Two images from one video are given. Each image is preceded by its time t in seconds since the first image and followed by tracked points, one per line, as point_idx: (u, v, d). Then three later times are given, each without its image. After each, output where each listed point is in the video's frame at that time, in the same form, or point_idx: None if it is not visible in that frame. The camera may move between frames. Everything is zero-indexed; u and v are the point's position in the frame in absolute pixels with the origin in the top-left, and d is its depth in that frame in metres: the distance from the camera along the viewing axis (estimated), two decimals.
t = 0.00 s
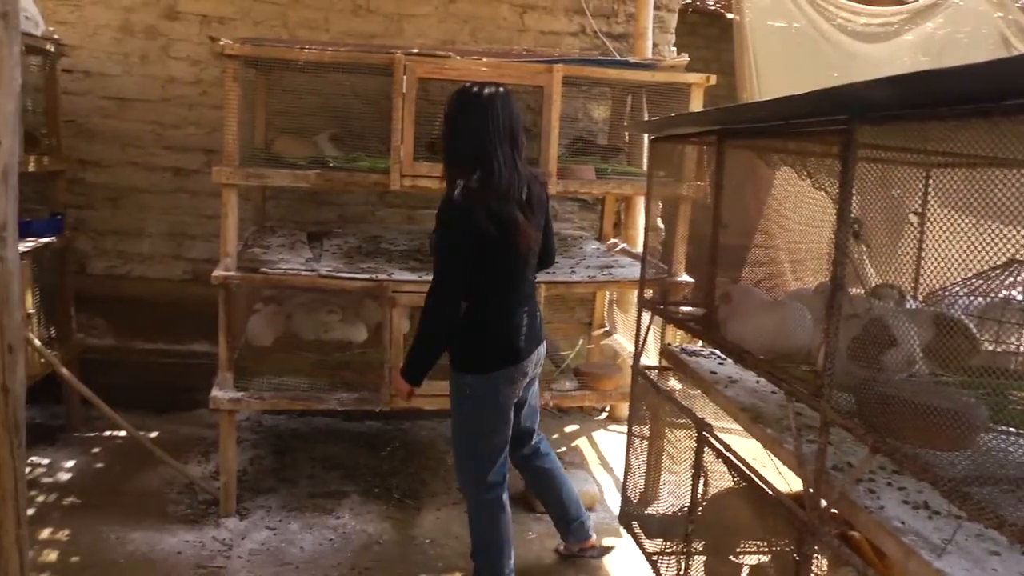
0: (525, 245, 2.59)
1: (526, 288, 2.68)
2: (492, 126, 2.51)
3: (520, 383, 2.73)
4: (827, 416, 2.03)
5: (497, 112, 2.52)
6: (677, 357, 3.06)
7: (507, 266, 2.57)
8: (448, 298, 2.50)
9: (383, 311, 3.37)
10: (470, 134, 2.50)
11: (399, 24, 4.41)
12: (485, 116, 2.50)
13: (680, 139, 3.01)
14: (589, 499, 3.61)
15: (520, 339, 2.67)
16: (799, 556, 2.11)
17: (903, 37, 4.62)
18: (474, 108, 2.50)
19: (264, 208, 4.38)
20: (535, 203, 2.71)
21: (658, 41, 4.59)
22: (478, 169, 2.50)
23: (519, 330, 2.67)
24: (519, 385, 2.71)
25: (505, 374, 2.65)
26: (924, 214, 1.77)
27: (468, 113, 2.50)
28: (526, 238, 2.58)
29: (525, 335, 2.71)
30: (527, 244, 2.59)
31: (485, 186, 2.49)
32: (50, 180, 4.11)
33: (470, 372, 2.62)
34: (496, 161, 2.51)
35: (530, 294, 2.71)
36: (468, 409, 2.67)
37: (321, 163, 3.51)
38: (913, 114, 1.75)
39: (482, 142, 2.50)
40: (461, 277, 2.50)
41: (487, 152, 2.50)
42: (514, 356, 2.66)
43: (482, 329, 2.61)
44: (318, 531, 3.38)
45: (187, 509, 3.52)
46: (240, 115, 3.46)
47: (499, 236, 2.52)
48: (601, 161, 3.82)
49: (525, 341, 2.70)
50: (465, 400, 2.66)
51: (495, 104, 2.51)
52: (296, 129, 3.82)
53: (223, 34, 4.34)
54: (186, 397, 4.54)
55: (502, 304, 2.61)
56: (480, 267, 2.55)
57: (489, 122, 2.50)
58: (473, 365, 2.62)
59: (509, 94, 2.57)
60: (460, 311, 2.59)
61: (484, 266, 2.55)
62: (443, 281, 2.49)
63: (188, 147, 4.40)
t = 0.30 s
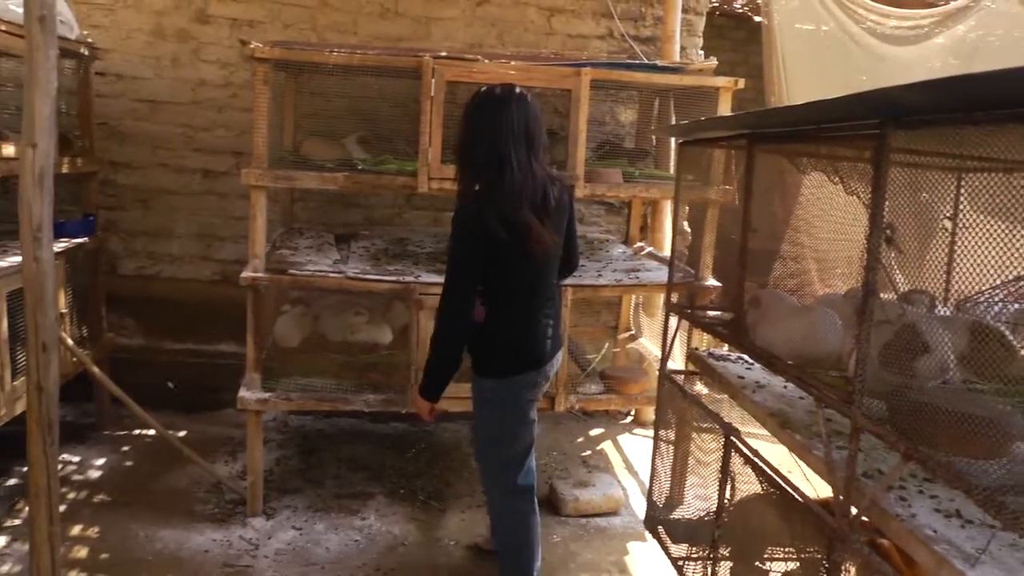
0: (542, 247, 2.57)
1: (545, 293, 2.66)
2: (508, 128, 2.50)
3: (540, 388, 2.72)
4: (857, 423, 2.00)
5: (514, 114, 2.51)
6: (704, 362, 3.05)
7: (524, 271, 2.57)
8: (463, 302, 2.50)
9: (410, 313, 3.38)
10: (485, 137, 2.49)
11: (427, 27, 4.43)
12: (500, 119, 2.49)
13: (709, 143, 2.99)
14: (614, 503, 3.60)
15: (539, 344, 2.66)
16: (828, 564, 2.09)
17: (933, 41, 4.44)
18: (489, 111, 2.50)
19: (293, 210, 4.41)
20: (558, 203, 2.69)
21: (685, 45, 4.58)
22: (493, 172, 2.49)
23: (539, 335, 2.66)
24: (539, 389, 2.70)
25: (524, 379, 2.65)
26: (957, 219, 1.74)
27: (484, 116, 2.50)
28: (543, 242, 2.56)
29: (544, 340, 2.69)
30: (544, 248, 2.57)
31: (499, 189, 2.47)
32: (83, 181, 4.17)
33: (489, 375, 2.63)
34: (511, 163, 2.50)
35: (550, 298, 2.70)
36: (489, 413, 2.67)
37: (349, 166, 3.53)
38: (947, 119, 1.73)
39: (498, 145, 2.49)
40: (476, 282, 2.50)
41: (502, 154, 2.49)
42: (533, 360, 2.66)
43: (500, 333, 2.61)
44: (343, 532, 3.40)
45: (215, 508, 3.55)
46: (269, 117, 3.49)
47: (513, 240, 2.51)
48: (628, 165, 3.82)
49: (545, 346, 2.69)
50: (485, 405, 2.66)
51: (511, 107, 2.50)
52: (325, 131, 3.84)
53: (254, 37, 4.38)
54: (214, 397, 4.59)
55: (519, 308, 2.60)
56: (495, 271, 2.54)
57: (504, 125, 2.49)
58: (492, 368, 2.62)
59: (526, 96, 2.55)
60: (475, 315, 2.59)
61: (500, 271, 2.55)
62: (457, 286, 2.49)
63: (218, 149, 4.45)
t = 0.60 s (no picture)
0: (561, 251, 2.56)
1: (562, 297, 2.66)
2: (529, 132, 2.50)
3: (557, 391, 2.71)
4: (884, 428, 1.97)
5: (536, 119, 2.51)
6: (728, 366, 3.03)
7: (542, 274, 2.56)
8: (480, 305, 2.50)
9: (433, 315, 3.39)
10: (505, 140, 2.49)
11: (451, 29, 4.44)
12: (522, 123, 2.49)
13: (735, 146, 2.98)
14: (636, 507, 3.58)
15: (556, 348, 2.66)
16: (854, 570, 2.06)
17: (962, 43, 4.37)
18: (510, 115, 2.51)
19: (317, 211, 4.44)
20: (578, 208, 2.68)
21: (710, 47, 4.56)
22: (512, 176, 2.49)
23: (556, 339, 2.66)
24: (556, 393, 2.69)
25: (541, 382, 2.64)
26: (989, 224, 1.71)
27: (506, 120, 2.50)
28: (562, 246, 2.56)
29: (561, 344, 2.69)
30: (562, 252, 2.57)
31: (518, 193, 2.47)
32: (110, 182, 4.21)
33: (506, 378, 2.63)
34: (531, 166, 2.50)
35: (567, 302, 2.69)
36: (507, 414, 2.67)
37: (374, 168, 3.54)
38: (981, 121, 1.70)
39: (518, 148, 2.49)
40: (493, 285, 2.50)
41: (523, 158, 2.49)
42: (551, 363, 2.65)
43: (517, 336, 2.60)
44: (365, 533, 3.41)
45: (238, 507, 3.58)
46: (294, 119, 3.51)
47: (531, 243, 2.51)
48: (652, 168, 3.80)
49: (562, 349, 2.68)
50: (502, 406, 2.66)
51: (533, 110, 2.50)
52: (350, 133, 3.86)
53: (279, 40, 4.41)
54: (238, 397, 4.62)
55: (535, 312, 2.60)
56: (513, 274, 2.54)
57: (526, 128, 2.50)
58: (509, 371, 2.62)
59: (548, 100, 2.55)
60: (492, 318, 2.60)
61: (517, 274, 2.55)
62: (474, 288, 2.49)
63: (243, 151, 4.48)
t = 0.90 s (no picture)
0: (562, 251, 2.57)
1: (560, 296, 2.67)
2: (538, 133, 2.50)
3: (553, 390, 2.71)
4: (902, 432, 1.95)
5: (545, 119, 2.51)
6: (744, 368, 3.02)
7: (543, 274, 2.57)
8: (482, 304, 2.50)
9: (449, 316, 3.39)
10: (514, 140, 2.49)
11: (468, 30, 4.45)
12: (531, 123, 2.50)
13: (752, 148, 2.97)
14: (650, 509, 3.58)
15: (553, 346, 2.67)
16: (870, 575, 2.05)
17: (981, 44, 4.30)
18: (518, 115, 2.51)
19: (333, 211, 4.46)
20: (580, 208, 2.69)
21: (726, 49, 4.55)
22: (519, 176, 2.49)
23: (553, 337, 2.67)
24: (553, 390, 2.70)
25: (539, 379, 2.65)
26: (1008, 227, 1.70)
27: (514, 120, 2.50)
28: (564, 247, 2.57)
29: (558, 344, 2.70)
30: (563, 252, 2.58)
31: (525, 194, 2.48)
32: (128, 182, 4.25)
33: (505, 375, 2.62)
34: (539, 167, 2.50)
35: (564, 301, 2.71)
36: (505, 410, 2.66)
37: (390, 168, 3.55)
38: (1001, 124, 1.69)
39: (527, 148, 2.49)
40: (495, 284, 2.50)
41: (530, 158, 2.49)
42: (548, 361, 2.66)
43: (517, 335, 2.60)
44: (379, 533, 3.42)
45: (253, 506, 3.59)
46: (311, 119, 3.53)
47: (535, 244, 2.52)
48: (669, 169, 3.80)
49: (558, 348, 2.69)
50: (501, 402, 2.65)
51: (543, 111, 2.51)
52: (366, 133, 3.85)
53: (296, 41, 4.43)
54: (253, 396, 4.64)
55: (535, 311, 2.61)
56: (515, 274, 2.54)
57: (535, 129, 2.50)
58: (508, 368, 2.62)
59: (557, 102, 2.56)
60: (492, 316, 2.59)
61: (519, 274, 2.55)
62: (476, 286, 2.49)
63: (260, 151, 4.50)
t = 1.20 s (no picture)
0: (549, 257, 2.59)
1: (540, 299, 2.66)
2: (530, 138, 2.50)
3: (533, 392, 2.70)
4: (925, 436, 1.94)
5: (535, 124, 2.51)
6: (763, 371, 3.00)
7: (531, 277, 2.57)
8: (473, 307, 2.46)
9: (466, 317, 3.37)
10: (505, 144, 2.48)
11: (487, 31, 4.46)
12: (527, 128, 2.49)
13: (772, 150, 2.96)
14: (667, 511, 3.57)
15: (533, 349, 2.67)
16: None
17: (1003, 45, 4.26)
18: (516, 118, 2.49)
19: (352, 211, 4.47)
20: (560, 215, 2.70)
21: (746, 50, 4.54)
22: (513, 181, 2.48)
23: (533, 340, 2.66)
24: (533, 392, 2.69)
25: (521, 381, 2.63)
26: None
27: (507, 124, 2.49)
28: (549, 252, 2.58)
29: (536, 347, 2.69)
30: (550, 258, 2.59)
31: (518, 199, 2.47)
32: (149, 181, 4.28)
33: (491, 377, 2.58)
34: (528, 172, 2.50)
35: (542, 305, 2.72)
36: (492, 412, 2.61)
37: (409, 169, 3.56)
38: None
39: (518, 153, 2.49)
40: (487, 286, 2.47)
41: (522, 163, 2.49)
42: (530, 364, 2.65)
43: (501, 338, 2.57)
44: (395, 532, 3.42)
45: (270, 504, 3.61)
46: (331, 119, 3.54)
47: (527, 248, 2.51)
48: (688, 171, 3.80)
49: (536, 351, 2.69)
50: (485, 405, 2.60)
51: (538, 118, 2.51)
52: (383, 133, 3.81)
53: (316, 42, 4.45)
54: (272, 395, 4.67)
55: (519, 314, 2.59)
56: (502, 276, 2.52)
57: (526, 133, 2.49)
58: (495, 370, 2.58)
59: (546, 108, 2.56)
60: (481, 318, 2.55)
61: (510, 277, 2.53)
62: (466, 288, 2.45)
63: (279, 151, 4.52)
